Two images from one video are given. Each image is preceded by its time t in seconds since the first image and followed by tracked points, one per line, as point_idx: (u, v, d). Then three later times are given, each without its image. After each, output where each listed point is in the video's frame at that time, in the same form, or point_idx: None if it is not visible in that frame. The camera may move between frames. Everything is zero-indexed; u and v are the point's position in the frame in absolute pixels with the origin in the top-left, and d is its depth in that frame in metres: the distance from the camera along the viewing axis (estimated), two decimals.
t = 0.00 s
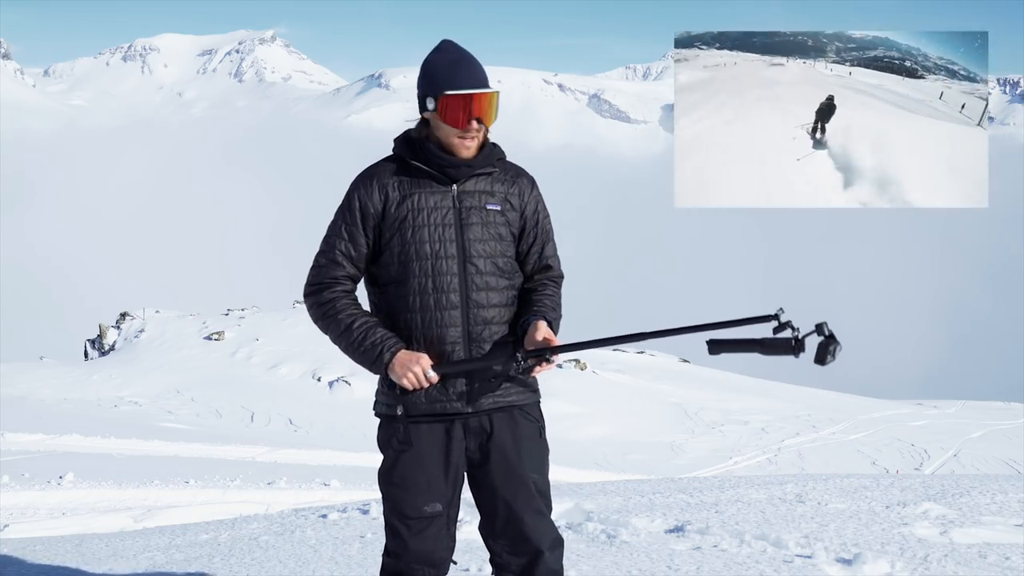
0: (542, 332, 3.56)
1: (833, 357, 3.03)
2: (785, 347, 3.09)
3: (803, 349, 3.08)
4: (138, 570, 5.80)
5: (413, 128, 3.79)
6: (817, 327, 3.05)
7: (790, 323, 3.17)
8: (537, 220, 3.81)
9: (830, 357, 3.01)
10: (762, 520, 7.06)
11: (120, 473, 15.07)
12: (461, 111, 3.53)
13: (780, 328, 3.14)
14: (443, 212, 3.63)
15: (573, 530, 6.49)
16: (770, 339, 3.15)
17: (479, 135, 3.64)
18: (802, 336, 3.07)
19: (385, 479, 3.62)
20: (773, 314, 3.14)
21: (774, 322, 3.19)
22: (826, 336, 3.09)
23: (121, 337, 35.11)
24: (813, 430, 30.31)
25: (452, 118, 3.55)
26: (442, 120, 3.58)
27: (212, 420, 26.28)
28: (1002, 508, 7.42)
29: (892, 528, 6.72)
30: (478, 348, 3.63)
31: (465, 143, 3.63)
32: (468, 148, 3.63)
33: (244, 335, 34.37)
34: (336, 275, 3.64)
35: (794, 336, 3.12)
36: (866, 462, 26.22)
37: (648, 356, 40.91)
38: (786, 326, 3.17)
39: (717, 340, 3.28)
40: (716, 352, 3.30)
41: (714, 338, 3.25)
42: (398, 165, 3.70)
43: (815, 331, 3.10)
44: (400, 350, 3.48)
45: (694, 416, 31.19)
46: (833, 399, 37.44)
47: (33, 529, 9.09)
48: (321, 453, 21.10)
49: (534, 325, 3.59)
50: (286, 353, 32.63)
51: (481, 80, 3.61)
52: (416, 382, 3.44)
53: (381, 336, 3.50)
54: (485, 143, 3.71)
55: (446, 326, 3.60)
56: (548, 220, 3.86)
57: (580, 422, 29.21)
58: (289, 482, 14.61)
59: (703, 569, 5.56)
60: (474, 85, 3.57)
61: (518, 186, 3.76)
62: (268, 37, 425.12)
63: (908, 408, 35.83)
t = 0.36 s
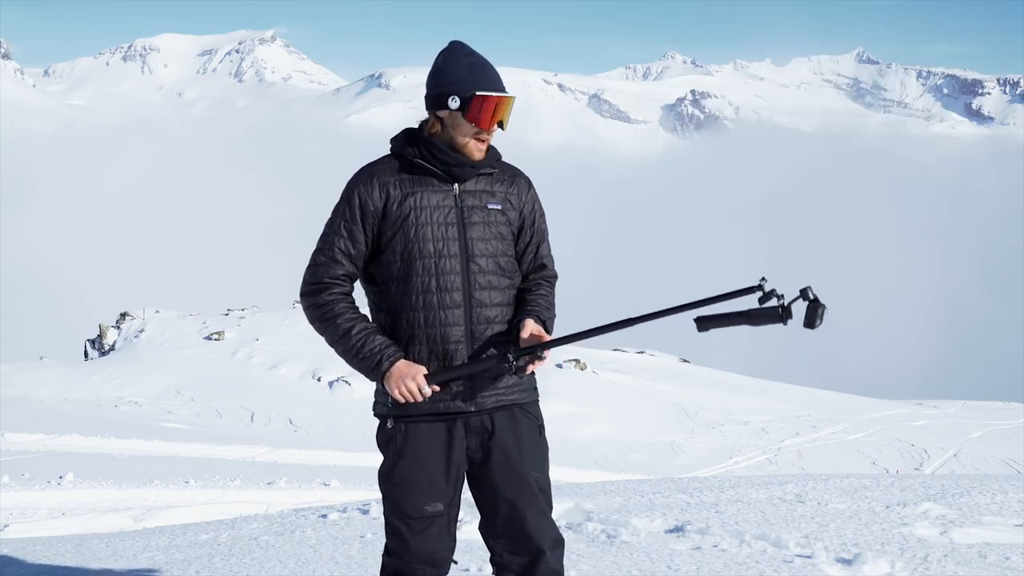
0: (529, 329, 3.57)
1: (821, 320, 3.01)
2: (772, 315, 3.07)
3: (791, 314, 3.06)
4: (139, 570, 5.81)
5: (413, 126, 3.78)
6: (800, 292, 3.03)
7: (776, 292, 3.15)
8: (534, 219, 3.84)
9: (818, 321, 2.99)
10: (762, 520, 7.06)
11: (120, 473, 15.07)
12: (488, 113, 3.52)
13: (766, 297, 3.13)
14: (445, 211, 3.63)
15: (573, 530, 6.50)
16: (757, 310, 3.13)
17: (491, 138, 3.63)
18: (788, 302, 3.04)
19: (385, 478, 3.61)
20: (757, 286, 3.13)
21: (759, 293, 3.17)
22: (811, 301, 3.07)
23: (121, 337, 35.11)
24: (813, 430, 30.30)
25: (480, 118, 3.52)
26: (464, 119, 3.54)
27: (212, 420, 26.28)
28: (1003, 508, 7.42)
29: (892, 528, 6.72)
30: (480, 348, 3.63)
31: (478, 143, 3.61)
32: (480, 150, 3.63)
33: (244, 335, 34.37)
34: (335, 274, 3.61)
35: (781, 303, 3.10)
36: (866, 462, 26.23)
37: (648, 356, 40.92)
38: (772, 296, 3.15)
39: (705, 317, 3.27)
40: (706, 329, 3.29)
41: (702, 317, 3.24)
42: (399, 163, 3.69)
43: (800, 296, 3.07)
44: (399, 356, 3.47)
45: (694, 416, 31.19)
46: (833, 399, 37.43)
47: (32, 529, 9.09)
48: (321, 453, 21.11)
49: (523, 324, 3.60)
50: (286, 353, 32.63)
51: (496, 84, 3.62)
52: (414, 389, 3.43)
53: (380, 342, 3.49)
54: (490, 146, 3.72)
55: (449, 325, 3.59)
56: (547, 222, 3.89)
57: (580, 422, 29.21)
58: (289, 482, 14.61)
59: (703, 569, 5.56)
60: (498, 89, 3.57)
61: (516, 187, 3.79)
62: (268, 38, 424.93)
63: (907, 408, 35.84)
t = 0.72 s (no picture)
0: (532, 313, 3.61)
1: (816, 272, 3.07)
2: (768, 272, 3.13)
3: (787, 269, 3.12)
4: (138, 570, 5.81)
5: (420, 126, 3.78)
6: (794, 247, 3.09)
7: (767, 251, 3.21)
8: (542, 220, 3.84)
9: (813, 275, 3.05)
10: (762, 520, 7.07)
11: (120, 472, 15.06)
12: (496, 113, 3.52)
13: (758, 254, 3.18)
14: (452, 211, 3.63)
15: (573, 530, 6.50)
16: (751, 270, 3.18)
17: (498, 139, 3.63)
18: (781, 259, 3.13)
19: (393, 478, 3.61)
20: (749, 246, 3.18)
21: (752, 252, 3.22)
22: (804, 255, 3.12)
23: (120, 337, 35.11)
24: (813, 430, 30.30)
25: (489, 120, 3.52)
26: (471, 118, 3.54)
27: (212, 419, 26.27)
28: (1003, 508, 7.42)
29: (892, 528, 6.72)
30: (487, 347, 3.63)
31: (484, 143, 3.61)
32: (487, 150, 3.63)
33: (244, 335, 34.37)
34: (339, 274, 3.63)
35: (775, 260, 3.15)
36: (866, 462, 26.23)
37: (648, 356, 40.92)
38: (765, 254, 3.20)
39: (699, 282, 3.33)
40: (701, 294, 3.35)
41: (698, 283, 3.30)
42: (405, 165, 3.69)
43: (793, 253, 3.13)
44: (401, 355, 3.48)
45: (694, 415, 31.18)
46: (833, 399, 37.43)
47: (32, 529, 9.09)
48: (321, 453, 21.10)
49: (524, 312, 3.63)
50: (285, 353, 32.62)
51: (503, 84, 3.63)
52: (415, 382, 3.41)
53: (382, 342, 3.50)
54: (496, 147, 3.72)
55: (456, 325, 3.59)
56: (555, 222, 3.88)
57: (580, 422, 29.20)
58: (289, 482, 14.61)
59: (703, 569, 5.56)
60: (505, 90, 3.57)
61: (523, 188, 3.78)
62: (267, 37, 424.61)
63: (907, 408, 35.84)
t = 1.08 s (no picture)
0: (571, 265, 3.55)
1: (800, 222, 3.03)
2: (753, 229, 3.10)
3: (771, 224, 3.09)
4: (138, 570, 5.80)
5: (426, 126, 3.78)
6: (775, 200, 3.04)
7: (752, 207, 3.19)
8: (547, 219, 3.84)
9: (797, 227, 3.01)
10: (762, 520, 7.07)
11: (120, 472, 15.06)
12: (500, 113, 3.50)
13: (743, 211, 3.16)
14: (456, 211, 3.63)
15: (574, 530, 6.49)
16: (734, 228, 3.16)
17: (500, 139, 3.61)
18: (764, 212, 3.08)
19: (398, 476, 3.61)
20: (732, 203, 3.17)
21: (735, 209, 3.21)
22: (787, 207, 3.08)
23: (120, 337, 35.11)
24: (813, 430, 30.31)
25: (494, 120, 3.51)
26: (475, 119, 3.53)
27: (212, 419, 26.26)
28: (1003, 508, 7.42)
29: (892, 528, 6.72)
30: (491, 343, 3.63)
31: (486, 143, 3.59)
32: (492, 150, 3.62)
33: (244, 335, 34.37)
34: (341, 272, 3.64)
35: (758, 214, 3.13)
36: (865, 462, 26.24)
37: (648, 357, 40.92)
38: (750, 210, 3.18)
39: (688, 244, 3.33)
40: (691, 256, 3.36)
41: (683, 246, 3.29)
42: (409, 163, 3.69)
43: (775, 204, 3.10)
44: (401, 348, 3.48)
45: (694, 416, 31.19)
46: (833, 399, 37.42)
47: (32, 529, 9.08)
48: (321, 453, 21.10)
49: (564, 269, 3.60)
50: (285, 353, 32.62)
51: (508, 85, 3.62)
52: (415, 370, 3.41)
53: (383, 338, 3.51)
54: (501, 147, 3.71)
55: (460, 324, 3.59)
56: (560, 221, 3.87)
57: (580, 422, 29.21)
58: (289, 482, 14.61)
59: (703, 569, 5.56)
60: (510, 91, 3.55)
61: (528, 188, 3.78)
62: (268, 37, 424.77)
63: (907, 408, 35.84)
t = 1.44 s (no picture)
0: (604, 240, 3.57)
1: (785, 212, 3.13)
2: (739, 219, 3.22)
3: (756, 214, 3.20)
4: (138, 570, 5.80)
5: (422, 126, 3.78)
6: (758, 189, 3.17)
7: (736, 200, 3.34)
8: (546, 217, 3.83)
9: (783, 215, 3.12)
10: (762, 520, 7.07)
11: (120, 472, 15.06)
12: (494, 114, 3.50)
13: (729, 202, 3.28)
14: (453, 211, 3.63)
15: (574, 530, 6.49)
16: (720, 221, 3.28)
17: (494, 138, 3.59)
18: (749, 202, 3.20)
19: (399, 475, 3.61)
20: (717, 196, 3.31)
21: (720, 203, 3.36)
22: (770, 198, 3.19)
23: (120, 337, 35.11)
24: (813, 430, 30.31)
25: (486, 118, 3.50)
26: (470, 120, 3.53)
27: (212, 419, 26.26)
28: (1003, 508, 7.42)
29: (892, 528, 6.72)
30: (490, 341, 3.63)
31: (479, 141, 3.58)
32: (487, 150, 3.62)
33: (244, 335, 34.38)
34: (340, 275, 3.65)
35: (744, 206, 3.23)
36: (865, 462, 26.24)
37: (648, 357, 40.93)
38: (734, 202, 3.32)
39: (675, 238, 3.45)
40: (679, 251, 3.48)
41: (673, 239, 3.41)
42: (406, 165, 3.70)
43: (760, 194, 3.21)
44: (394, 351, 3.47)
45: (694, 416, 31.18)
46: (833, 399, 37.41)
47: (32, 529, 9.09)
48: (321, 453, 21.10)
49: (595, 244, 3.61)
50: (286, 353, 32.64)
51: (502, 84, 3.62)
52: (407, 373, 3.40)
53: (378, 341, 3.51)
54: (497, 145, 3.71)
55: (459, 323, 3.59)
56: (560, 218, 3.86)
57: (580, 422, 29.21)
58: (289, 482, 14.61)
59: (703, 569, 5.56)
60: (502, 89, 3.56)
61: (527, 186, 3.77)
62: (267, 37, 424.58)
63: (907, 408, 35.85)
